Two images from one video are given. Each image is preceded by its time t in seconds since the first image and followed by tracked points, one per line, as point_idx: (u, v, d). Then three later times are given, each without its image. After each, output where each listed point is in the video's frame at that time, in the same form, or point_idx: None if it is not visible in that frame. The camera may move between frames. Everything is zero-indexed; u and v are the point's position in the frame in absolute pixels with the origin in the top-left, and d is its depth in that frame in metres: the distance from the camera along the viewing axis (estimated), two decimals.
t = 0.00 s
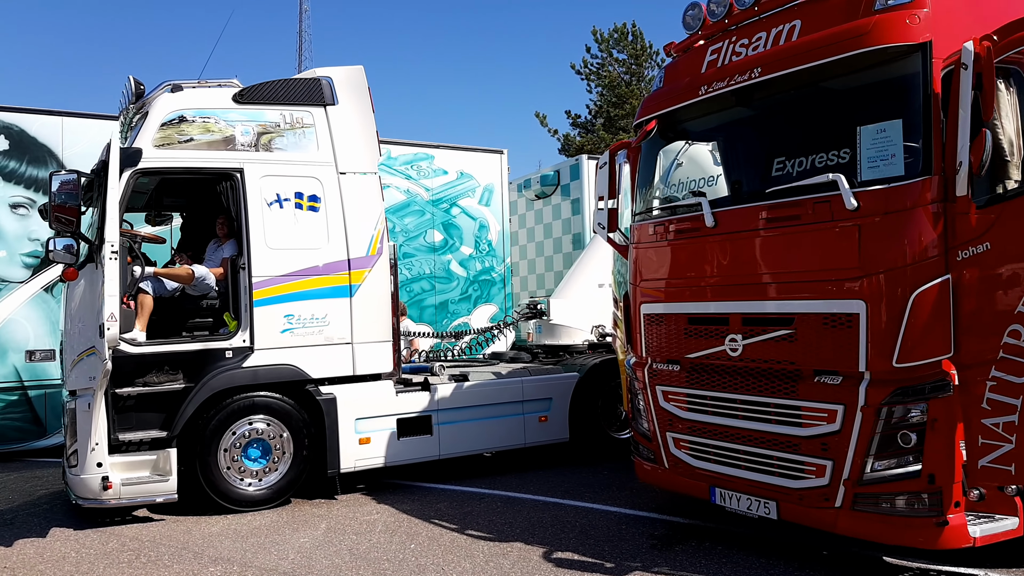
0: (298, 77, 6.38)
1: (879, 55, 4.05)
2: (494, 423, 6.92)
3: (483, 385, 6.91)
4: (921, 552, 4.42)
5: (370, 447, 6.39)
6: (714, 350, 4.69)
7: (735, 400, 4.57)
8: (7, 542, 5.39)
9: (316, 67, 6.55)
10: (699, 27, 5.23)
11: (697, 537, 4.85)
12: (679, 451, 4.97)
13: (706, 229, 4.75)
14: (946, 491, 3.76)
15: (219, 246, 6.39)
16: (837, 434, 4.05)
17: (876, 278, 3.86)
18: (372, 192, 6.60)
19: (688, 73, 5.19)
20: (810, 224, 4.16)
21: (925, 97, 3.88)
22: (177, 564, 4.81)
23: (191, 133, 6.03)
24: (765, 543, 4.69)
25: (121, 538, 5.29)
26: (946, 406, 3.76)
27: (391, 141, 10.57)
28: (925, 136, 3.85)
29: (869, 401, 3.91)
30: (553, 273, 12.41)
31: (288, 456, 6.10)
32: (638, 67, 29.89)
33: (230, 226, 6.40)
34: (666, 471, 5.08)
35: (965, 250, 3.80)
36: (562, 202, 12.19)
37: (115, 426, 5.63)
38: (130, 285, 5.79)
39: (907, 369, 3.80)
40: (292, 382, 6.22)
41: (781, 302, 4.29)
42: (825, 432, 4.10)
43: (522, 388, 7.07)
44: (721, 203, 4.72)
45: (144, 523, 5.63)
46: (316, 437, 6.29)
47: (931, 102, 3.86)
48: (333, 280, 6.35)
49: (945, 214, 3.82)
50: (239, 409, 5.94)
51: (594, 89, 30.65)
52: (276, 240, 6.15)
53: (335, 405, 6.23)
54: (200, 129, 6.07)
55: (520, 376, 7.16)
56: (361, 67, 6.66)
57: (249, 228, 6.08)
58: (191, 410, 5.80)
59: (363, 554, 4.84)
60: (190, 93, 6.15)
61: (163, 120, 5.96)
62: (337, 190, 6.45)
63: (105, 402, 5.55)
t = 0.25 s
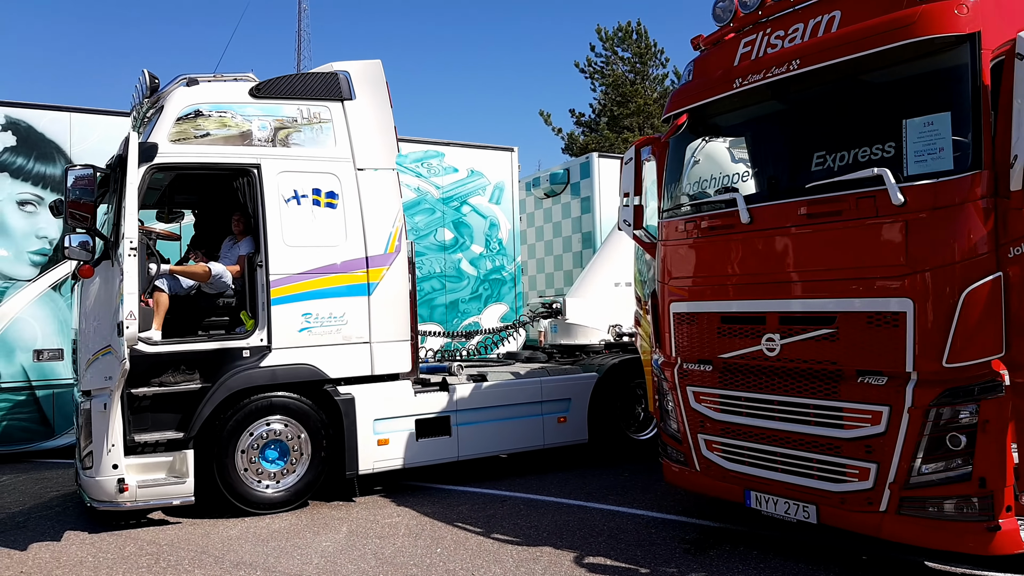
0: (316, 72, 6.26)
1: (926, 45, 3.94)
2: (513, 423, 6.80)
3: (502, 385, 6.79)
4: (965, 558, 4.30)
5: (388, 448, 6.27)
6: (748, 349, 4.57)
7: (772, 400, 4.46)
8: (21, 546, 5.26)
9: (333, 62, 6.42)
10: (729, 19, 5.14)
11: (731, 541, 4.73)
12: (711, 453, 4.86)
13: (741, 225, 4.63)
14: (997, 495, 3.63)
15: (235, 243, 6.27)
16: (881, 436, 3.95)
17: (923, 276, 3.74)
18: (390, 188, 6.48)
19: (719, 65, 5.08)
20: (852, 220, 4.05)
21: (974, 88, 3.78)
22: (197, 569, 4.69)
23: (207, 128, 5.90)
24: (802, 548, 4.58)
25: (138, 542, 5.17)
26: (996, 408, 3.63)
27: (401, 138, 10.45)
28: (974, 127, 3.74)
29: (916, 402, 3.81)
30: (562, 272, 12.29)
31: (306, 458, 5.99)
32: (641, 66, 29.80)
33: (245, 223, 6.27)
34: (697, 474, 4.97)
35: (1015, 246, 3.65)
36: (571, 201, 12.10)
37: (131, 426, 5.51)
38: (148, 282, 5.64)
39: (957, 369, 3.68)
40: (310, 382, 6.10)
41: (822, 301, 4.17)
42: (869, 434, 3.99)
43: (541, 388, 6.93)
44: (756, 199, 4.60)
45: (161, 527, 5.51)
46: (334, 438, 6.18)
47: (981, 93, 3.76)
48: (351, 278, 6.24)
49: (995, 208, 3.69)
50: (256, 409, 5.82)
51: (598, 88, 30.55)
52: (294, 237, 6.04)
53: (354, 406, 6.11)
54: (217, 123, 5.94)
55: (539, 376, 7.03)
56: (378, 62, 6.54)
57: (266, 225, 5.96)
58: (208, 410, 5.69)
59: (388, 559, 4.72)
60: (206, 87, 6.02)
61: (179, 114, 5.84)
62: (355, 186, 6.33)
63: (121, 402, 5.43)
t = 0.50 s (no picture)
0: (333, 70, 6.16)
1: (970, 41, 3.85)
2: (532, 427, 6.69)
3: (520, 388, 6.68)
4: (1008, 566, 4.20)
5: (407, 453, 6.17)
6: (782, 353, 4.48)
7: (808, 405, 4.36)
8: (36, 554, 5.16)
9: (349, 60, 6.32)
10: (759, 15, 5.06)
11: (765, 549, 4.64)
12: (743, 459, 4.75)
13: (776, 226, 4.52)
14: None
15: (250, 245, 6.18)
16: (924, 441, 3.86)
17: (967, 277, 3.64)
18: (407, 188, 6.38)
19: (748, 62, 4.97)
20: (893, 220, 3.95)
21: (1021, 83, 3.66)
22: None
23: (223, 128, 5.80)
24: (839, 555, 4.48)
25: (156, 550, 5.07)
26: None
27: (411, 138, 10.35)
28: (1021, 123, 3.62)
29: (962, 406, 3.71)
30: (571, 272, 12.18)
31: (324, 462, 5.89)
32: (644, 65, 29.72)
33: (260, 224, 6.19)
34: (728, 479, 4.88)
35: None
36: (580, 201, 12.01)
37: (146, 431, 5.41)
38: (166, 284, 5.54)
39: (1005, 373, 3.57)
40: (327, 385, 5.99)
41: (861, 303, 4.08)
42: (912, 440, 3.90)
43: (560, 391, 6.82)
44: (790, 199, 4.51)
45: (178, 534, 5.41)
46: (352, 443, 6.08)
47: None
48: (369, 279, 6.14)
49: None
50: (274, 414, 5.72)
51: (601, 87, 30.46)
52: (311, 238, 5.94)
53: (372, 410, 6.02)
54: (233, 123, 5.84)
55: (557, 379, 6.93)
56: (395, 60, 6.44)
57: (283, 226, 5.86)
58: (226, 414, 5.59)
59: (413, 568, 4.62)
60: (221, 86, 5.91)
61: (195, 114, 5.74)
62: (372, 185, 6.24)
63: (138, 407, 5.32)
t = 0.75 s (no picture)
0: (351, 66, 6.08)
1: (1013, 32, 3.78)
2: (552, 427, 6.60)
3: (539, 387, 6.60)
4: None
5: (426, 453, 6.09)
6: (816, 350, 4.40)
7: (844, 403, 4.29)
8: (53, 556, 5.07)
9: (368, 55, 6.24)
10: (788, 8, 4.99)
11: (797, 551, 4.56)
12: (775, 459, 4.68)
13: (809, 222, 4.46)
14: None
15: (267, 242, 6.12)
16: (966, 440, 3.79)
17: (1010, 273, 3.57)
18: (426, 185, 6.30)
19: (778, 55, 4.91)
20: (933, 215, 3.89)
21: None
22: None
23: (242, 124, 5.71)
24: (874, 556, 4.40)
25: (176, 552, 5.00)
26: None
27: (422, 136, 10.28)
28: None
29: (1006, 404, 3.63)
30: (581, 271, 12.11)
31: (343, 463, 5.82)
32: (649, 64, 29.67)
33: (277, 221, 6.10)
34: (758, 479, 4.80)
35: None
36: (590, 199, 11.94)
37: (165, 431, 5.33)
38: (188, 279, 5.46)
39: None
40: (346, 384, 5.92)
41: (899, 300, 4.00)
42: (954, 439, 3.84)
43: (579, 391, 6.74)
44: (824, 194, 4.43)
45: (197, 535, 5.34)
46: (371, 443, 6.00)
47: None
48: (388, 277, 6.06)
49: None
50: (293, 413, 5.64)
51: (605, 86, 30.39)
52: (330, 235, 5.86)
53: (391, 409, 5.93)
54: (251, 119, 5.76)
55: (576, 378, 6.84)
56: (414, 56, 6.35)
57: (302, 223, 5.79)
58: (244, 414, 5.51)
59: (440, 570, 4.54)
60: (240, 81, 5.83)
61: (213, 109, 5.66)
62: (390, 182, 6.16)
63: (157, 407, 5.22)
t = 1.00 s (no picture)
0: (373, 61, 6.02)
1: None
2: (572, 426, 6.53)
3: (560, 386, 6.53)
4: None
5: (447, 452, 6.02)
6: (852, 349, 4.34)
7: (882, 402, 4.23)
8: (73, 556, 5.00)
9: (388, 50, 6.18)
10: (820, 2, 4.93)
11: (832, 553, 4.50)
12: (809, 459, 4.62)
13: (844, 218, 4.40)
14: None
15: (287, 239, 6.06)
16: (1011, 440, 3.73)
17: None
18: (447, 181, 6.24)
19: (810, 49, 4.86)
20: (975, 211, 3.82)
21: None
22: None
23: (263, 119, 5.65)
24: (911, 558, 4.34)
25: (199, 553, 4.93)
26: None
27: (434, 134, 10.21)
28: None
29: None
30: (592, 270, 12.03)
31: (365, 462, 5.75)
32: (655, 64, 29.62)
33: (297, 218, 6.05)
34: (791, 479, 4.74)
35: None
36: (602, 198, 11.86)
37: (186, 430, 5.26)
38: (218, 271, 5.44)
39: None
40: (368, 383, 5.86)
41: (939, 297, 3.93)
42: (998, 438, 3.77)
43: (599, 390, 6.68)
44: (861, 190, 4.37)
45: (219, 536, 5.27)
46: (392, 442, 5.93)
47: None
48: (409, 275, 6.00)
49: None
50: (315, 411, 5.58)
51: (609, 86, 30.32)
52: (351, 232, 5.80)
53: (412, 408, 5.88)
54: (273, 114, 5.69)
55: (596, 377, 6.78)
56: (435, 51, 6.29)
57: (323, 220, 5.72)
58: (266, 413, 5.44)
59: (469, 571, 4.48)
60: (260, 76, 5.77)
61: (234, 104, 5.59)
62: (411, 178, 6.10)
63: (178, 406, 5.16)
